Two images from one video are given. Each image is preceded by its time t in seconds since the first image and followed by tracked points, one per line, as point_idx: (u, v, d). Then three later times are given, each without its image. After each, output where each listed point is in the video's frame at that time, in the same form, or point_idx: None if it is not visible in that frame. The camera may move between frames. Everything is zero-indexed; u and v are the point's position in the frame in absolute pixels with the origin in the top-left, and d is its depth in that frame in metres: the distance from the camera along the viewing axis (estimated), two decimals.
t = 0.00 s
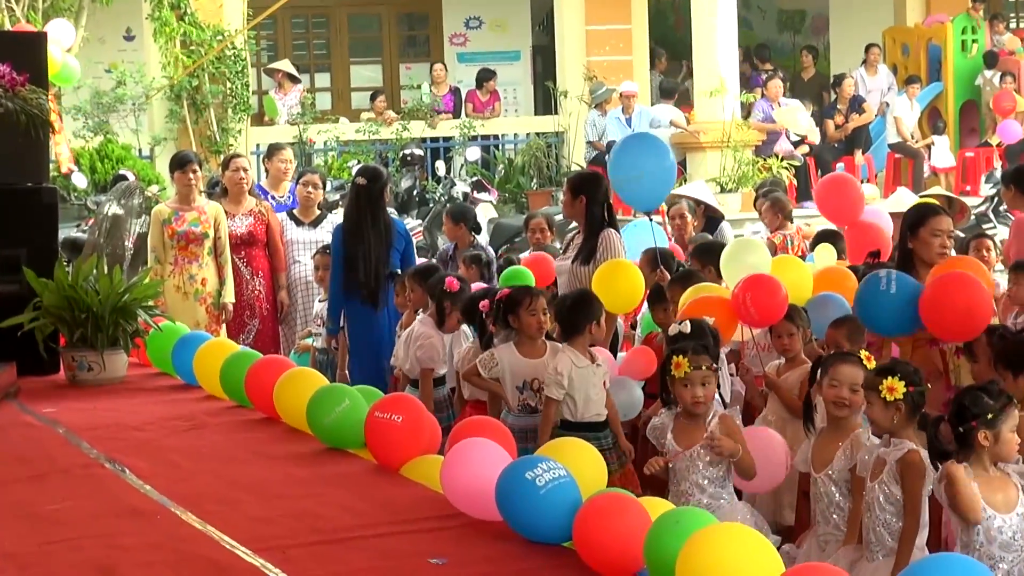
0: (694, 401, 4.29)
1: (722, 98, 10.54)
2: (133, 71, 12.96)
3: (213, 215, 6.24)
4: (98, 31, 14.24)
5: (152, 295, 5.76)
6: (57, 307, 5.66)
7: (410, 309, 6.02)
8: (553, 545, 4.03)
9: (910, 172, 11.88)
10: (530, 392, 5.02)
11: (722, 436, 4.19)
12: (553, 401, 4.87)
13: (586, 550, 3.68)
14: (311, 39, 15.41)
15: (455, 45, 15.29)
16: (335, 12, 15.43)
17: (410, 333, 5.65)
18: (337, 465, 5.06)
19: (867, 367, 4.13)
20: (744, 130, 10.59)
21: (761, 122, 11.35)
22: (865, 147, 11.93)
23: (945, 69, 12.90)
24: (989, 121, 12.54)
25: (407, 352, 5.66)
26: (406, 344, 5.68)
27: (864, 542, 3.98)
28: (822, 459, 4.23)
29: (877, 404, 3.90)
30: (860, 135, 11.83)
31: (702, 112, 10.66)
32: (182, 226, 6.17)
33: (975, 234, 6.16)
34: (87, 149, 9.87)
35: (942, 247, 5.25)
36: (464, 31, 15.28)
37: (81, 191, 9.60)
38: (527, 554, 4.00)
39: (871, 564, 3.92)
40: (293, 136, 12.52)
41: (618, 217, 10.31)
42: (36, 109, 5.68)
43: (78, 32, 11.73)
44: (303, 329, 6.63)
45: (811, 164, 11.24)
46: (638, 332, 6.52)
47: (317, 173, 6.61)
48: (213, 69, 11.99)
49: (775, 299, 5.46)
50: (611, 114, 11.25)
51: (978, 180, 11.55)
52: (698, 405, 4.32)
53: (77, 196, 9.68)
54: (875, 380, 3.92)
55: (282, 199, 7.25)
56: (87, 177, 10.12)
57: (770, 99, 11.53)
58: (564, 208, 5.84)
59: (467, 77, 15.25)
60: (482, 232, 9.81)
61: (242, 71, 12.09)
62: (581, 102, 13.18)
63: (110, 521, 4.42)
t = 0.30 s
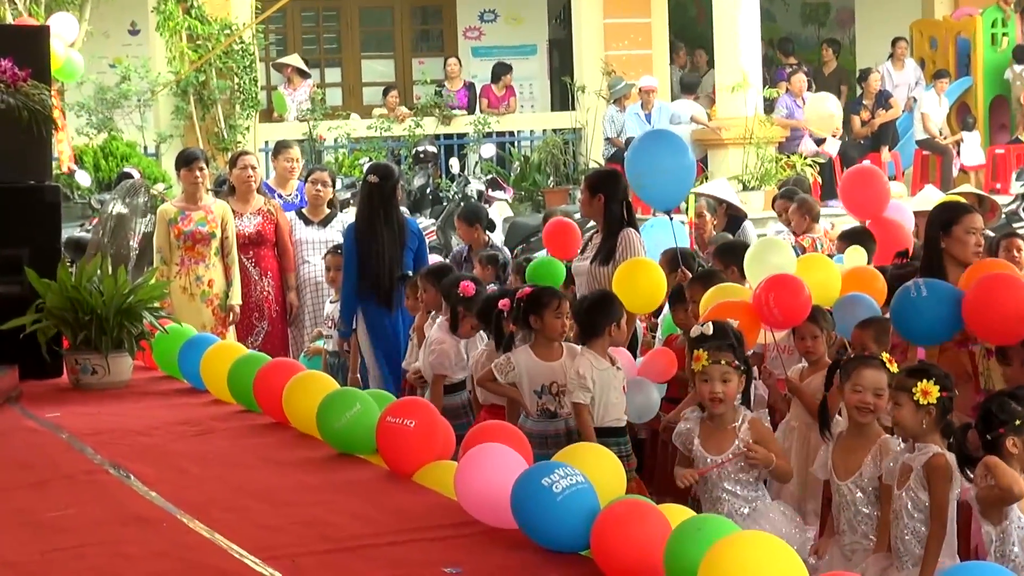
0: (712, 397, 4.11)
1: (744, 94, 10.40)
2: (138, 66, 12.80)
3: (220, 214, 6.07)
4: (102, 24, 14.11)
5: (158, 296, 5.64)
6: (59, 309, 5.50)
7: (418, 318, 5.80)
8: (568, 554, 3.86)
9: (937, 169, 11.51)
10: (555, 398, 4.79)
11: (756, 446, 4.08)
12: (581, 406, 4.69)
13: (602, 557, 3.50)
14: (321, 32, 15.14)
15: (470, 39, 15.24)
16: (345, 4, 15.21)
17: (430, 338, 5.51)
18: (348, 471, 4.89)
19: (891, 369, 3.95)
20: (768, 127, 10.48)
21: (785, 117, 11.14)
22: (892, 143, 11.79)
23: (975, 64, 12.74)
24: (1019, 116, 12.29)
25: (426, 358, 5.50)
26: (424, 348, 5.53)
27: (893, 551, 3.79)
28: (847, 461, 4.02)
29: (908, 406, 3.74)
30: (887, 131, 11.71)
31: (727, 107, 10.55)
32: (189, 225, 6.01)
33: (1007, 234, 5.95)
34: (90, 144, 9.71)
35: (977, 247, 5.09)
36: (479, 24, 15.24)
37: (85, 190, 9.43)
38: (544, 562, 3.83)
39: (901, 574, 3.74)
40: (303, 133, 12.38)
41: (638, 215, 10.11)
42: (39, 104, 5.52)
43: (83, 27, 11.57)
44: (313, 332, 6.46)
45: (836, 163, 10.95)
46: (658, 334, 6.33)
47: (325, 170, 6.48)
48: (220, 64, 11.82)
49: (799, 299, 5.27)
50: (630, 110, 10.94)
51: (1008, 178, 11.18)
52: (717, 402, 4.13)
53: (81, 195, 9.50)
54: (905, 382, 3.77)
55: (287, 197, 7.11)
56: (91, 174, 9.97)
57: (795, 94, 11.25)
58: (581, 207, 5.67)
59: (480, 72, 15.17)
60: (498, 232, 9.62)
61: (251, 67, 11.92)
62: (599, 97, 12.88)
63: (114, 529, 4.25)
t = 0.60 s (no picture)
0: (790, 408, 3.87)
1: (768, 89, 10.22)
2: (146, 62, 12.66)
3: (229, 213, 5.91)
4: (107, 19, 13.98)
5: (165, 298, 5.47)
6: (64, 311, 5.37)
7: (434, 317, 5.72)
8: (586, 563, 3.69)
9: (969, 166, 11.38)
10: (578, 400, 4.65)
11: (793, 479, 3.78)
12: (604, 410, 4.55)
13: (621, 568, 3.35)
14: (333, 26, 14.89)
15: (485, 33, 14.98)
16: None
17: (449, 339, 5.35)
18: (360, 478, 4.73)
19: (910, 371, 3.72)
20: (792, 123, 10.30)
21: (809, 114, 10.91)
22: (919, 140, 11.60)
23: (1005, 57, 12.48)
24: None
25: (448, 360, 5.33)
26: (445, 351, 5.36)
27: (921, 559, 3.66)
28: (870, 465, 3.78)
29: (937, 408, 3.59)
30: (913, 127, 11.53)
31: (749, 103, 10.37)
32: (196, 225, 5.84)
33: None
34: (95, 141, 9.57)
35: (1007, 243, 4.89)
36: (495, 17, 14.98)
37: (90, 188, 9.30)
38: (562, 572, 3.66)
39: None
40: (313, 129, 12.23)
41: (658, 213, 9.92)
42: (42, 101, 5.40)
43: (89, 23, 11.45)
44: (324, 335, 6.30)
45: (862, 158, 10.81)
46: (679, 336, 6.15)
47: (338, 168, 6.33)
48: (228, 59, 11.65)
49: (822, 299, 5.17)
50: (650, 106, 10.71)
51: None
52: (793, 416, 3.89)
53: (86, 193, 9.39)
54: (936, 385, 3.61)
55: (296, 195, 6.97)
56: (96, 173, 9.84)
57: (819, 89, 11.02)
58: (600, 205, 5.50)
59: (497, 66, 14.96)
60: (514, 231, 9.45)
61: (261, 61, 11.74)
62: (618, 93, 12.75)
63: (119, 537, 4.09)
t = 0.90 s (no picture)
0: (843, 412, 3.80)
1: (791, 83, 9.97)
2: (152, 56, 12.52)
3: (237, 211, 5.76)
4: (112, 12, 13.84)
5: (171, 298, 5.33)
6: (67, 312, 5.23)
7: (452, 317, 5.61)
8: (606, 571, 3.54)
9: (998, 163, 11.01)
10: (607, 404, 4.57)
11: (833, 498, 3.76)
12: (627, 416, 4.42)
13: None
14: (344, 20, 14.65)
15: (501, 26, 14.80)
16: None
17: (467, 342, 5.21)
18: (373, 484, 4.57)
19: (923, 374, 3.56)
20: (816, 118, 9.92)
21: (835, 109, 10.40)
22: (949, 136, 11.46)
23: None
24: None
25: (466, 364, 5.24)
26: (463, 356, 5.24)
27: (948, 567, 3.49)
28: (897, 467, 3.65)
29: (968, 415, 3.40)
30: (941, 123, 11.66)
31: (772, 99, 10.11)
32: (204, 224, 5.70)
33: None
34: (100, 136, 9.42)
35: None
36: (511, 11, 14.80)
37: (95, 186, 9.16)
38: None
39: None
40: (325, 126, 12.09)
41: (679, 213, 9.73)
42: (46, 96, 5.22)
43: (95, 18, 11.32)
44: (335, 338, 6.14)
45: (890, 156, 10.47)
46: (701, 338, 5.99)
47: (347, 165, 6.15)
48: (236, 53, 11.51)
49: (849, 302, 4.99)
50: (671, 102, 10.68)
51: None
52: (847, 418, 3.82)
53: (91, 191, 9.26)
54: (964, 391, 3.41)
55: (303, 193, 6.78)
56: (101, 170, 9.69)
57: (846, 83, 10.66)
58: (618, 205, 5.34)
59: (513, 61, 14.80)
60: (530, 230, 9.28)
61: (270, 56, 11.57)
62: (637, 88, 12.55)
63: (123, 545, 3.95)
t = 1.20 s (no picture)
0: (879, 423, 3.74)
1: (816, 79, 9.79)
2: (157, 51, 12.36)
3: (246, 211, 5.62)
4: (117, 6, 13.66)
5: (177, 301, 5.18)
6: (70, 314, 5.07)
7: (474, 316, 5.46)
8: None
9: None
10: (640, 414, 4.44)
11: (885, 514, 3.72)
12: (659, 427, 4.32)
13: None
14: (353, 14, 14.60)
15: (516, 21, 14.51)
16: None
17: (481, 345, 5.09)
18: (385, 491, 4.41)
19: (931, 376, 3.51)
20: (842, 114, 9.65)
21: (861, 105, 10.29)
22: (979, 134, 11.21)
23: None
24: None
25: (479, 369, 5.12)
26: (475, 359, 5.12)
27: None
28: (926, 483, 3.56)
29: (996, 423, 3.24)
30: (970, 120, 11.27)
31: (796, 96, 9.93)
32: (211, 224, 5.54)
33: None
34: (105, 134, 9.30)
35: None
36: (526, 5, 14.49)
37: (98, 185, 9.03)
38: None
39: None
40: (335, 122, 11.96)
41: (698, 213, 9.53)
42: (47, 93, 5.03)
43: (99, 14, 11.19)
44: (346, 342, 6.00)
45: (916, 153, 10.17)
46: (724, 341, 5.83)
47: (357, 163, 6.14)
48: (243, 48, 11.40)
49: (881, 308, 4.81)
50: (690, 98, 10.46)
51: None
52: (881, 431, 3.77)
53: (94, 190, 9.13)
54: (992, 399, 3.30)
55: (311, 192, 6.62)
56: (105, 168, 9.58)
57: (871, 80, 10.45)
58: (637, 204, 5.18)
59: (528, 56, 14.58)
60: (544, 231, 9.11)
61: (278, 51, 11.45)
62: (656, 83, 12.58)
63: (127, 554, 3.79)
